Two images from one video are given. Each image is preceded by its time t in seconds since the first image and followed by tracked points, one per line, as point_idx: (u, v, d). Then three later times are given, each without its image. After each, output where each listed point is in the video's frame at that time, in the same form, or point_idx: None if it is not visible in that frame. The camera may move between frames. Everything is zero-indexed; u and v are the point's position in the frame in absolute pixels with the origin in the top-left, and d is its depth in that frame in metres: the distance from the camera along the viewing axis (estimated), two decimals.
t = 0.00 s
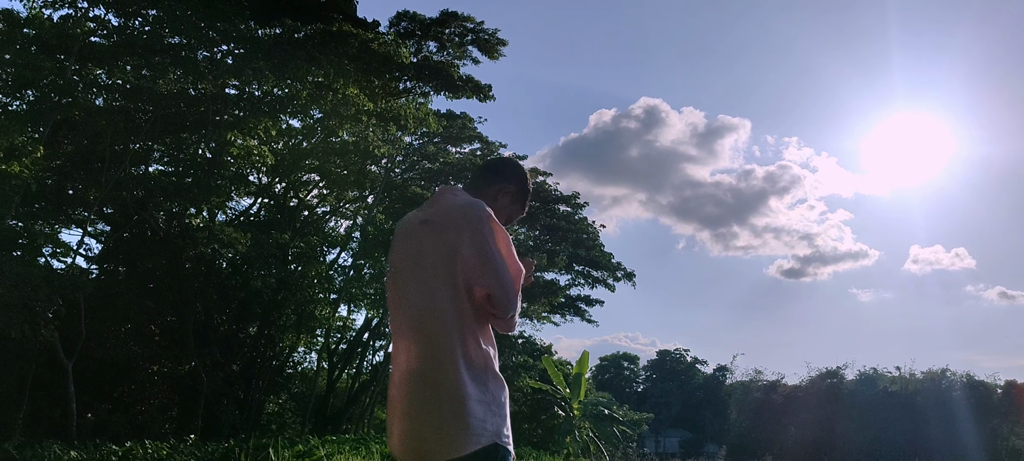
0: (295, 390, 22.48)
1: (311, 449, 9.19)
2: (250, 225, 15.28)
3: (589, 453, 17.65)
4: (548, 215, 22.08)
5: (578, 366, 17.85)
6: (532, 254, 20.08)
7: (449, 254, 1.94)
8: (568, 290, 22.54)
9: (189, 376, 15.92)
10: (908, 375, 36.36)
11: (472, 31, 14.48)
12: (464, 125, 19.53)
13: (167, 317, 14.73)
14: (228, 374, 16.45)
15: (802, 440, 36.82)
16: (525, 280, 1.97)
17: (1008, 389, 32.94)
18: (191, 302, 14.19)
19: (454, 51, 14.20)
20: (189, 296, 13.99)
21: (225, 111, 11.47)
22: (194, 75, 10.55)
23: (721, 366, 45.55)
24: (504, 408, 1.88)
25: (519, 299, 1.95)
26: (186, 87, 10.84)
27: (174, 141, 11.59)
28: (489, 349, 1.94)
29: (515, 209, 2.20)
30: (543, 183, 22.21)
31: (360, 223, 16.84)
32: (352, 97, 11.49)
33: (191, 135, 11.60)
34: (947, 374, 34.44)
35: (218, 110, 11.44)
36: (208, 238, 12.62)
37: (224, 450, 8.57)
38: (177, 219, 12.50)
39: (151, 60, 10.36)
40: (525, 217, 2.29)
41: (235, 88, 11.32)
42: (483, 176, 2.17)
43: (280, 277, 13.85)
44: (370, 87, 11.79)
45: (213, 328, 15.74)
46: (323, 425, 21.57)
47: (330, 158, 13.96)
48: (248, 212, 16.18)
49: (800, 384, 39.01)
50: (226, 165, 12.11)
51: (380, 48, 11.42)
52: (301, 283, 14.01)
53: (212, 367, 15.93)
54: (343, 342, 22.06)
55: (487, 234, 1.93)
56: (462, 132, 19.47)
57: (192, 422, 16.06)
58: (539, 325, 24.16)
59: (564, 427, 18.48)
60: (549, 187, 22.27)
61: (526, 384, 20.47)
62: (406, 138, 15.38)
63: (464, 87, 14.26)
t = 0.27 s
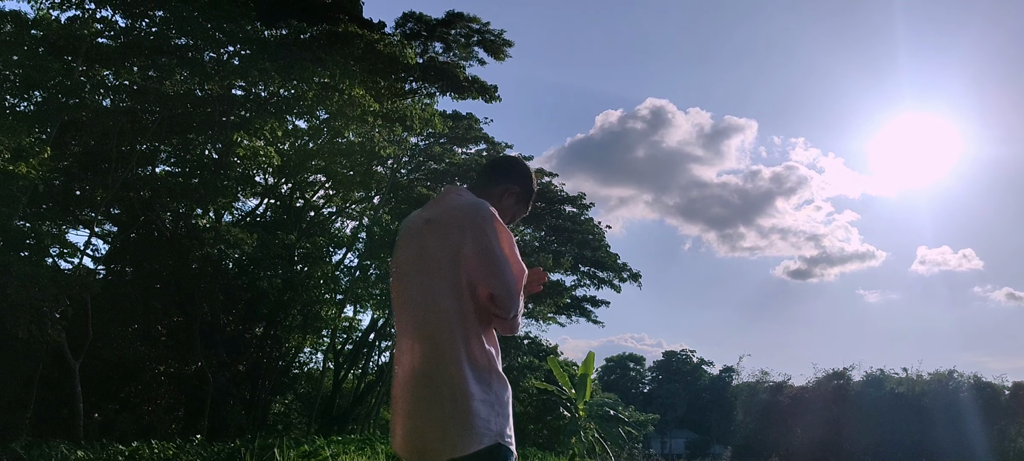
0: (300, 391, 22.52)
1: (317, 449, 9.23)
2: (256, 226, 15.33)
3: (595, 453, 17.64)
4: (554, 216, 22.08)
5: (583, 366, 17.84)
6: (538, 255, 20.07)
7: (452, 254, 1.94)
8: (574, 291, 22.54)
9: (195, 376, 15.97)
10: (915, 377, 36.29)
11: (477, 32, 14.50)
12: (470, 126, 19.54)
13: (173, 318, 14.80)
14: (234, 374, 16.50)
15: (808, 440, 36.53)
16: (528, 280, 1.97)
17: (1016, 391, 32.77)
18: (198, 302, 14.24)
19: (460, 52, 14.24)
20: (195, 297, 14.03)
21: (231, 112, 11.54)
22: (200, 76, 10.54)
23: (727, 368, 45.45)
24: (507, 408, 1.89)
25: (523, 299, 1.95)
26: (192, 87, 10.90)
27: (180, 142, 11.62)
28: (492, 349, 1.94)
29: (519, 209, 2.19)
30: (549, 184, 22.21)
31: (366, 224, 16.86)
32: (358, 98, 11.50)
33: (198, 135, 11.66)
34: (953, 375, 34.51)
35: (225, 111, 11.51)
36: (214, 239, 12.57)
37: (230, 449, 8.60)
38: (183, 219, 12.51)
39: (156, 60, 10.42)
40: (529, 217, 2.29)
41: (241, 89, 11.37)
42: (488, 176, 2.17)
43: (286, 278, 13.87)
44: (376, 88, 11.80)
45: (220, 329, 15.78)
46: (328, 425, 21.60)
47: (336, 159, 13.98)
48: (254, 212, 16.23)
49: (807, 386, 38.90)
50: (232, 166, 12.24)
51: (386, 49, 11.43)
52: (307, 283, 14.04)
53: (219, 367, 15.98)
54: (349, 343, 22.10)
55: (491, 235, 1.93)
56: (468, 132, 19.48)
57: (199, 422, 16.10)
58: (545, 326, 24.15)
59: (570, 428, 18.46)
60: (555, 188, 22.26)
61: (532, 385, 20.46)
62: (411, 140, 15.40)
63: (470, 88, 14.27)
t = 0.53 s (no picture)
0: (306, 391, 22.57)
1: (322, 449, 9.24)
2: (261, 226, 15.37)
3: (600, 454, 17.62)
4: (559, 217, 22.03)
5: (588, 367, 17.81)
6: (543, 255, 20.04)
7: (455, 254, 1.94)
8: (579, 291, 22.52)
9: (201, 376, 16.02)
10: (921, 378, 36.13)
11: (483, 33, 14.49)
12: (475, 127, 19.54)
13: (179, 318, 14.82)
14: (239, 375, 16.54)
15: (814, 442, 36.41)
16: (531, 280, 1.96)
17: None
18: (203, 303, 14.26)
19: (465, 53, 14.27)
20: (201, 298, 14.05)
21: (237, 113, 11.58)
22: (207, 77, 10.49)
23: (733, 368, 45.34)
24: (512, 408, 1.88)
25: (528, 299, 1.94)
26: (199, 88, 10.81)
27: (187, 142, 11.58)
28: (496, 349, 1.93)
29: (523, 209, 2.19)
30: (554, 185, 22.19)
31: (371, 224, 16.86)
32: (364, 98, 11.47)
33: (204, 136, 11.62)
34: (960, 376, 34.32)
35: (230, 112, 11.53)
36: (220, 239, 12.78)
37: (235, 450, 8.62)
38: (189, 220, 12.51)
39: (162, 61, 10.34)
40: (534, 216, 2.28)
41: (247, 89, 11.34)
42: (493, 175, 2.17)
43: (291, 278, 13.88)
44: (381, 88, 11.80)
45: (225, 329, 15.80)
46: (334, 425, 21.63)
47: (341, 159, 13.98)
48: (259, 212, 16.28)
49: (813, 387, 38.79)
50: (237, 166, 12.52)
51: (391, 50, 11.47)
52: (312, 283, 14.05)
53: (224, 367, 16.02)
54: (355, 343, 22.12)
55: (494, 234, 1.92)
56: (474, 133, 19.49)
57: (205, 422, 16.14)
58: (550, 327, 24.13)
59: (575, 429, 18.43)
60: (560, 188, 22.24)
61: (537, 386, 20.44)
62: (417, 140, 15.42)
63: (475, 88, 14.26)
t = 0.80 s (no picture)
0: (311, 391, 22.61)
1: (326, 449, 9.26)
2: (266, 226, 15.41)
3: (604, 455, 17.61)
4: (563, 217, 22.01)
5: (593, 368, 17.80)
6: (548, 256, 20.02)
7: (459, 253, 1.93)
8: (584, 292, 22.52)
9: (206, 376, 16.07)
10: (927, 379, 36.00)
11: (488, 34, 14.50)
12: (480, 127, 19.54)
13: (184, 318, 14.86)
14: (245, 374, 16.56)
15: (820, 443, 36.30)
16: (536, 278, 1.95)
17: None
18: (208, 303, 14.29)
19: (470, 53, 14.32)
20: (206, 298, 14.07)
21: (242, 114, 11.62)
22: (212, 77, 10.68)
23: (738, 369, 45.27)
24: (515, 407, 1.87)
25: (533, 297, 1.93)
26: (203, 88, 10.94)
27: (192, 143, 11.62)
28: (501, 348, 1.93)
29: (527, 209, 2.20)
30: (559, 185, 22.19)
31: (376, 225, 16.87)
32: (369, 99, 11.46)
33: (209, 137, 11.74)
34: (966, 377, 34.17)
35: (236, 112, 11.58)
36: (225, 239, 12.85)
37: (240, 449, 8.64)
38: (195, 219, 12.62)
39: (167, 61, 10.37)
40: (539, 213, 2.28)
41: (252, 90, 11.43)
42: (498, 173, 2.16)
43: (296, 278, 13.89)
44: (386, 89, 11.80)
45: (230, 329, 15.83)
46: (338, 425, 21.65)
47: (346, 159, 13.99)
48: (265, 212, 16.33)
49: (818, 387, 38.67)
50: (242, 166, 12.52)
51: (396, 50, 11.50)
52: (317, 283, 14.06)
53: (229, 367, 16.07)
54: (360, 343, 22.14)
55: (498, 233, 1.91)
56: (478, 133, 19.51)
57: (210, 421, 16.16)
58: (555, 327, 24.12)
59: (579, 429, 18.40)
60: (565, 188, 22.24)
61: (541, 386, 20.42)
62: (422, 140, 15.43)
63: (480, 89, 14.28)
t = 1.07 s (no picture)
0: (315, 390, 22.64)
1: (330, 449, 9.26)
2: (270, 226, 15.43)
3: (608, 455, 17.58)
4: (567, 217, 21.97)
5: (597, 368, 17.77)
6: (552, 256, 20.00)
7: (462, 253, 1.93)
8: (588, 292, 22.50)
9: (211, 376, 16.09)
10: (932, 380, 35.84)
11: (492, 34, 14.49)
12: (484, 127, 19.53)
13: (189, 317, 14.88)
14: (248, 374, 16.58)
15: (824, 444, 36.19)
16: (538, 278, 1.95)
17: None
18: (212, 302, 14.31)
19: (475, 54, 14.34)
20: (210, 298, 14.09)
21: (247, 114, 11.60)
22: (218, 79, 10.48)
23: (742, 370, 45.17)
24: (518, 406, 1.88)
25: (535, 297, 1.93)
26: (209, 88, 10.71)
27: (197, 143, 11.64)
28: (504, 349, 1.93)
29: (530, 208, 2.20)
30: (563, 185, 22.17)
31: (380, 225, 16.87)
32: (373, 98, 11.43)
33: (214, 136, 11.60)
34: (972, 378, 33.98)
35: (241, 113, 11.56)
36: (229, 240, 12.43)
37: (243, 449, 8.64)
38: (199, 219, 12.46)
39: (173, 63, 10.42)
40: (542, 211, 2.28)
41: (256, 89, 11.37)
42: (501, 171, 2.15)
43: (300, 278, 13.90)
44: (390, 89, 11.79)
45: (235, 329, 15.81)
46: (342, 425, 21.67)
47: (350, 160, 13.99)
48: (269, 212, 16.35)
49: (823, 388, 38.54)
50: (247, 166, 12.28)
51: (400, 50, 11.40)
52: (321, 284, 14.06)
53: (233, 366, 16.09)
54: (364, 343, 22.15)
55: (501, 233, 1.91)
56: (482, 134, 19.51)
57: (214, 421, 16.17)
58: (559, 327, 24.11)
59: (583, 430, 18.37)
60: (569, 189, 22.22)
61: (545, 386, 20.41)
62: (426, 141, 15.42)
63: (484, 89, 14.28)
